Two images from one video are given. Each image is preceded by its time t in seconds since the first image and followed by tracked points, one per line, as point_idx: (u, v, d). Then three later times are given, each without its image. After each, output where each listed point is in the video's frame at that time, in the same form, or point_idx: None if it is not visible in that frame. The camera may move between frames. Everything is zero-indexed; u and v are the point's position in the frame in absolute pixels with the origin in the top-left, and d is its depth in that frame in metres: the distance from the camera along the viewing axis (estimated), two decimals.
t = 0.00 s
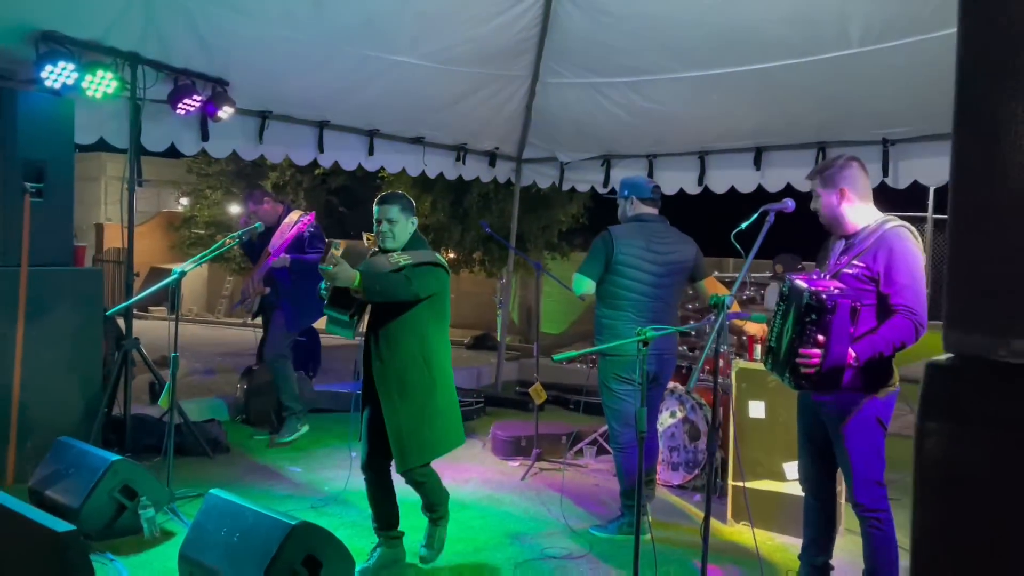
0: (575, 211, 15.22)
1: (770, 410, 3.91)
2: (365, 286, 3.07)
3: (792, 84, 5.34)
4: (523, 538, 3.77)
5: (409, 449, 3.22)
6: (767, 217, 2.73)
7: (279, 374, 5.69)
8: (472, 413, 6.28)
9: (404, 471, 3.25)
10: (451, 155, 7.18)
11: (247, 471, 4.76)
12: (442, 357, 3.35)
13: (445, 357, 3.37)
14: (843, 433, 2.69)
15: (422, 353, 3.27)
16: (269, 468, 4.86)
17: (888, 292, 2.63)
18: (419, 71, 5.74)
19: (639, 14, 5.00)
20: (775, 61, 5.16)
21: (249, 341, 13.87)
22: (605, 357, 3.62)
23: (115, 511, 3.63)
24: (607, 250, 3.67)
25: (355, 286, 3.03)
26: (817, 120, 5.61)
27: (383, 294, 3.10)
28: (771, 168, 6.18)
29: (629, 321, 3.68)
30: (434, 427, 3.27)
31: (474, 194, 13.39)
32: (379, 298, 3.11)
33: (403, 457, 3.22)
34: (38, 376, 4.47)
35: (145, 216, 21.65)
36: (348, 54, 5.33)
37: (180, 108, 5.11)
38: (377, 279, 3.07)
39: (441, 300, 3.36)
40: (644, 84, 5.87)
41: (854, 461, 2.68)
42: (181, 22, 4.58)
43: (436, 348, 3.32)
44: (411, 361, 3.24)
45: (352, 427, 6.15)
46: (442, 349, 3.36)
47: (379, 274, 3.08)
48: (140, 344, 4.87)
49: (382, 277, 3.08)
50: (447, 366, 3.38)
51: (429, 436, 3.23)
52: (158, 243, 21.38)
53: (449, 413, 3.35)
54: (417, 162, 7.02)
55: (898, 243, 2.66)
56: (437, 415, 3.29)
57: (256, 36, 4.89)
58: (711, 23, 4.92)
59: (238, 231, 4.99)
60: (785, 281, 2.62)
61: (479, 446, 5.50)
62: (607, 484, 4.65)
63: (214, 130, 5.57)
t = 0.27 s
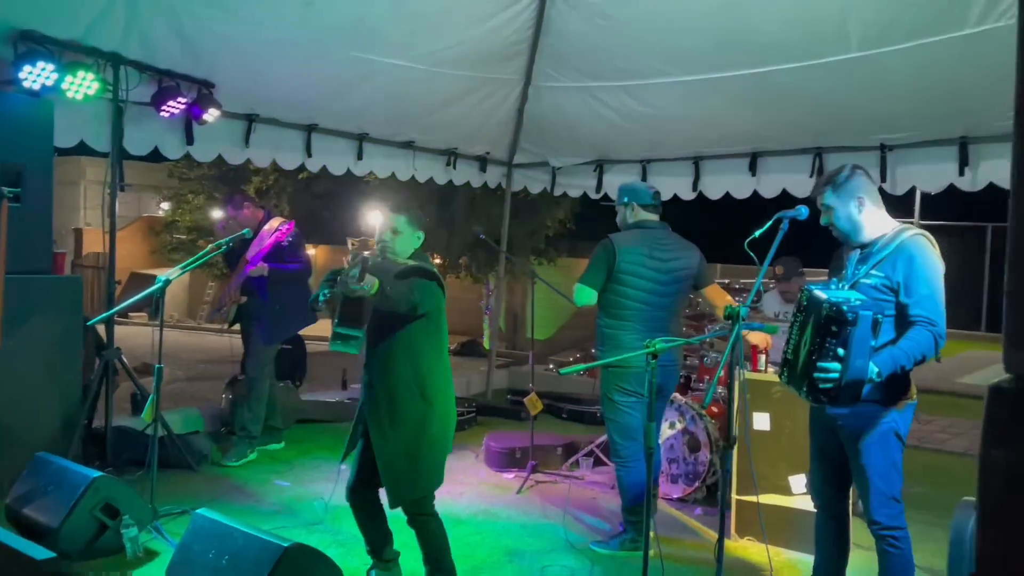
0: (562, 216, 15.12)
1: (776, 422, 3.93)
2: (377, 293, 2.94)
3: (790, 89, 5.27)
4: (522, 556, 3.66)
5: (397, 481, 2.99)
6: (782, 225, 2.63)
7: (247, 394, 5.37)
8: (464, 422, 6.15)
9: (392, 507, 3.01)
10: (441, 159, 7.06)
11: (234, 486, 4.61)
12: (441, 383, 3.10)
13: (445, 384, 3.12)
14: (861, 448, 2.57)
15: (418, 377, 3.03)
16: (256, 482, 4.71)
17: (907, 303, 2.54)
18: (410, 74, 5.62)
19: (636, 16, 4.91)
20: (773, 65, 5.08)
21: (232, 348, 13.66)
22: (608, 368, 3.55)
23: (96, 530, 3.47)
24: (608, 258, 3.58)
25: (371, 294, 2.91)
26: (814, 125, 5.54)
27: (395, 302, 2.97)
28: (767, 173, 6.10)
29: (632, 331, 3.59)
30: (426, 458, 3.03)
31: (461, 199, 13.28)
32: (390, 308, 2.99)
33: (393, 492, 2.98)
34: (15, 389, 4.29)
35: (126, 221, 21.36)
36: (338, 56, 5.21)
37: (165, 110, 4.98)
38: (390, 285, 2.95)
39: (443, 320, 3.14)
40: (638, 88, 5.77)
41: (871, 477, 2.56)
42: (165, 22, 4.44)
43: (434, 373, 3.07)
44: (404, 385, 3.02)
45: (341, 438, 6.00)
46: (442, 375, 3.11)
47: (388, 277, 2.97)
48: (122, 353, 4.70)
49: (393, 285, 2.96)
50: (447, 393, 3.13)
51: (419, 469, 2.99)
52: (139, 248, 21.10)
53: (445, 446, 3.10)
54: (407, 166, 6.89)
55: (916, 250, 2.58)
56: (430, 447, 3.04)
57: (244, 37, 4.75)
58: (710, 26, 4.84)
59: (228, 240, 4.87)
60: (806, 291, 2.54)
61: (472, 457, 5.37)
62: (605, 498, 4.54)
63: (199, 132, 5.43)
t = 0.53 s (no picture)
0: (557, 218, 15.01)
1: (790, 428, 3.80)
2: (392, 309, 2.56)
3: (798, 86, 5.17)
4: (531, 568, 3.54)
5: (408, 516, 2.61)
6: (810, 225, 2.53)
7: (241, 407, 5.20)
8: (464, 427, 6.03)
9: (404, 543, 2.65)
10: (440, 159, 6.93)
11: (231, 495, 4.48)
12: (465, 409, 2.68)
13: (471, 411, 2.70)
14: (896, 455, 2.48)
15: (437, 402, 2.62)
16: (254, 491, 4.58)
17: (942, 301, 2.44)
18: (409, 71, 5.50)
19: (642, 12, 4.80)
20: (781, 62, 4.99)
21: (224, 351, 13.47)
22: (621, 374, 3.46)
23: (88, 542, 3.33)
24: (619, 260, 3.47)
25: (383, 311, 2.53)
26: (822, 123, 5.44)
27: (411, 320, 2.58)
28: (772, 173, 6.00)
29: (646, 333, 3.47)
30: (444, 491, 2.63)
31: (456, 201, 13.16)
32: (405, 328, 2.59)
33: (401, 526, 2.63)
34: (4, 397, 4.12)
35: (115, 223, 21.11)
36: (336, 52, 5.08)
37: (159, 107, 4.83)
38: (404, 298, 2.57)
39: (469, 339, 2.71)
40: (643, 86, 5.66)
41: (907, 485, 2.47)
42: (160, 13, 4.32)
43: (456, 397, 2.65)
44: (420, 410, 2.61)
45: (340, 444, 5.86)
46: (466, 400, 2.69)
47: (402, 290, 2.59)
48: (115, 358, 4.57)
49: (410, 299, 2.58)
50: (473, 419, 2.71)
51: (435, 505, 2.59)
52: (129, 251, 20.85)
53: (468, 479, 2.69)
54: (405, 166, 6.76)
55: (949, 246, 2.47)
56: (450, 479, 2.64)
57: (240, 30, 4.62)
58: (718, 22, 4.74)
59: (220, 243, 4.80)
60: (836, 292, 2.48)
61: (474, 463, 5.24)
62: (613, 505, 4.43)
63: (194, 131, 5.28)
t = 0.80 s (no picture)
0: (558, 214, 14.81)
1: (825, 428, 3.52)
2: (421, 308, 2.35)
3: (821, 72, 4.99)
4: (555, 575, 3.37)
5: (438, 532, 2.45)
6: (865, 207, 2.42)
7: (239, 409, 4.99)
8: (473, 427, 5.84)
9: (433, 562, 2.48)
10: (446, 150, 6.74)
11: (235, 498, 4.29)
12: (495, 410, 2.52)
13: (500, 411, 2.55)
14: (962, 457, 2.36)
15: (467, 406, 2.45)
16: (259, 493, 4.40)
17: (1010, 288, 2.28)
18: (416, 57, 5.31)
19: None
20: (804, 46, 4.81)
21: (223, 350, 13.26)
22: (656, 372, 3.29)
23: (87, 550, 3.13)
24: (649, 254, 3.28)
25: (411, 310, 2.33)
26: (844, 111, 5.26)
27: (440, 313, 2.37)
28: (791, 163, 5.82)
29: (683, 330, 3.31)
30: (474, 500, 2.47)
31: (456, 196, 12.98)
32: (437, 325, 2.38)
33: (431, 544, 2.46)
34: None
35: (111, 221, 20.87)
36: (340, 36, 4.89)
37: (158, 94, 4.65)
38: (437, 292, 2.35)
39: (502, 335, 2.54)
40: (657, 74, 5.48)
41: (975, 487, 2.35)
42: None
43: (486, 399, 2.48)
44: (451, 416, 2.43)
45: (346, 444, 5.68)
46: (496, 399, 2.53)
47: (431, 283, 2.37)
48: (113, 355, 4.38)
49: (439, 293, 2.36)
50: (503, 422, 2.54)
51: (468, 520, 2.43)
52: (125, 249, 20.61)
53: (497, 490, 2.51)
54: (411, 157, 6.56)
55: (1018, 229, 2.30)
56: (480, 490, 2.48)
57: (243, 13, 4.43)
58: (740, 5, 4.56)
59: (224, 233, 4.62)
60: (894, 280, 2.36)
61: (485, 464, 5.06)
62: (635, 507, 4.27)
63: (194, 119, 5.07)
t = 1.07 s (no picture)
0: (557, 210, 14.66)
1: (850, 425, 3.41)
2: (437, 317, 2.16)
3: (835, 60, 4.86)
4: None
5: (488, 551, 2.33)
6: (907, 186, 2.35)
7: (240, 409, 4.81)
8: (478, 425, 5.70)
9: None
10: (448, 142, 6.60)
11: (234, 500, 4.15)
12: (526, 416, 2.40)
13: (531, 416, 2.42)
14: (1005, 454, 2.23)
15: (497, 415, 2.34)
16: (258, 495, 4.26)
17: None
18: (418, 45, 5.17)
19: None
20: (818, 33, 4.67)
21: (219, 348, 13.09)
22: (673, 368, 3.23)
23: (79, 557, 2.98)
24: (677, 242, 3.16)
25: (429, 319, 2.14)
26: (857, 100, 5.13)
27: (461, 320, 2.20)
28: (802, 155, 5.69)
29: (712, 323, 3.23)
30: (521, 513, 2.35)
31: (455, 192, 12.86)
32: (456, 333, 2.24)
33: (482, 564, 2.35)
34: None
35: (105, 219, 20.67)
36: (341, 23, 4.74)
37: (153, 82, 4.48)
38: (453, 297, 2.18)
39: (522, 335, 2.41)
40: (667, 63, 5.34)
41: (1017, 488, 2.23)
42: None
43: (515, 406, 2.36)
44: (479, 424, 2.32)
45: (347, 443, 5.54)
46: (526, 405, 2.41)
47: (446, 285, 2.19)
48: (106, 352, 4.23)
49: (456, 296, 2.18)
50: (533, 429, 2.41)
51: (518, 533, 2.30)
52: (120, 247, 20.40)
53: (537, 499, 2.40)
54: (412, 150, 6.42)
55: None
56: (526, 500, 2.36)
57: None
58: None
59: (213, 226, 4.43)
60: (938, 267, 2.24)
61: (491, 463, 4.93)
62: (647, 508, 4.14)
63: (190, 110, 4.94)
